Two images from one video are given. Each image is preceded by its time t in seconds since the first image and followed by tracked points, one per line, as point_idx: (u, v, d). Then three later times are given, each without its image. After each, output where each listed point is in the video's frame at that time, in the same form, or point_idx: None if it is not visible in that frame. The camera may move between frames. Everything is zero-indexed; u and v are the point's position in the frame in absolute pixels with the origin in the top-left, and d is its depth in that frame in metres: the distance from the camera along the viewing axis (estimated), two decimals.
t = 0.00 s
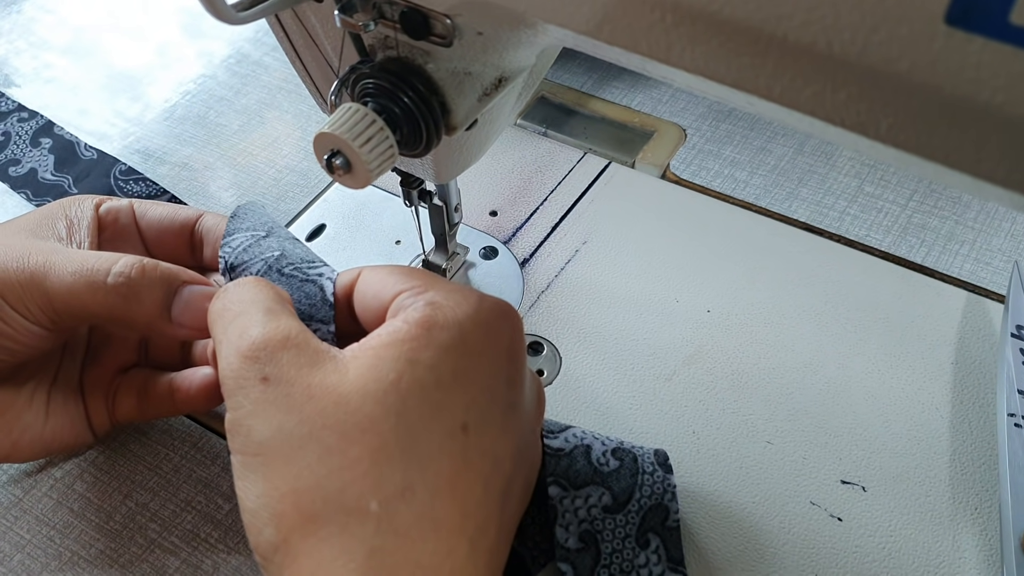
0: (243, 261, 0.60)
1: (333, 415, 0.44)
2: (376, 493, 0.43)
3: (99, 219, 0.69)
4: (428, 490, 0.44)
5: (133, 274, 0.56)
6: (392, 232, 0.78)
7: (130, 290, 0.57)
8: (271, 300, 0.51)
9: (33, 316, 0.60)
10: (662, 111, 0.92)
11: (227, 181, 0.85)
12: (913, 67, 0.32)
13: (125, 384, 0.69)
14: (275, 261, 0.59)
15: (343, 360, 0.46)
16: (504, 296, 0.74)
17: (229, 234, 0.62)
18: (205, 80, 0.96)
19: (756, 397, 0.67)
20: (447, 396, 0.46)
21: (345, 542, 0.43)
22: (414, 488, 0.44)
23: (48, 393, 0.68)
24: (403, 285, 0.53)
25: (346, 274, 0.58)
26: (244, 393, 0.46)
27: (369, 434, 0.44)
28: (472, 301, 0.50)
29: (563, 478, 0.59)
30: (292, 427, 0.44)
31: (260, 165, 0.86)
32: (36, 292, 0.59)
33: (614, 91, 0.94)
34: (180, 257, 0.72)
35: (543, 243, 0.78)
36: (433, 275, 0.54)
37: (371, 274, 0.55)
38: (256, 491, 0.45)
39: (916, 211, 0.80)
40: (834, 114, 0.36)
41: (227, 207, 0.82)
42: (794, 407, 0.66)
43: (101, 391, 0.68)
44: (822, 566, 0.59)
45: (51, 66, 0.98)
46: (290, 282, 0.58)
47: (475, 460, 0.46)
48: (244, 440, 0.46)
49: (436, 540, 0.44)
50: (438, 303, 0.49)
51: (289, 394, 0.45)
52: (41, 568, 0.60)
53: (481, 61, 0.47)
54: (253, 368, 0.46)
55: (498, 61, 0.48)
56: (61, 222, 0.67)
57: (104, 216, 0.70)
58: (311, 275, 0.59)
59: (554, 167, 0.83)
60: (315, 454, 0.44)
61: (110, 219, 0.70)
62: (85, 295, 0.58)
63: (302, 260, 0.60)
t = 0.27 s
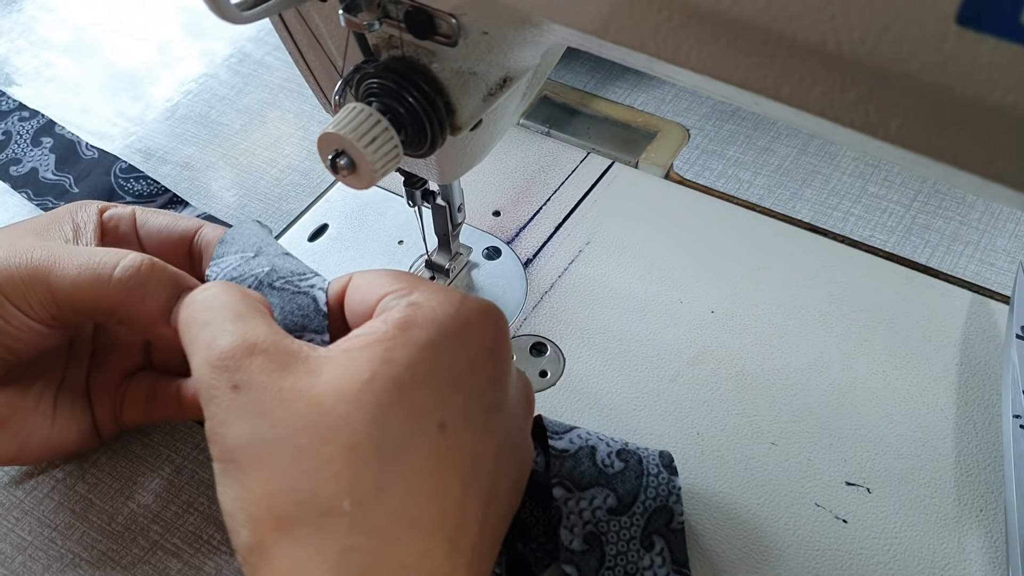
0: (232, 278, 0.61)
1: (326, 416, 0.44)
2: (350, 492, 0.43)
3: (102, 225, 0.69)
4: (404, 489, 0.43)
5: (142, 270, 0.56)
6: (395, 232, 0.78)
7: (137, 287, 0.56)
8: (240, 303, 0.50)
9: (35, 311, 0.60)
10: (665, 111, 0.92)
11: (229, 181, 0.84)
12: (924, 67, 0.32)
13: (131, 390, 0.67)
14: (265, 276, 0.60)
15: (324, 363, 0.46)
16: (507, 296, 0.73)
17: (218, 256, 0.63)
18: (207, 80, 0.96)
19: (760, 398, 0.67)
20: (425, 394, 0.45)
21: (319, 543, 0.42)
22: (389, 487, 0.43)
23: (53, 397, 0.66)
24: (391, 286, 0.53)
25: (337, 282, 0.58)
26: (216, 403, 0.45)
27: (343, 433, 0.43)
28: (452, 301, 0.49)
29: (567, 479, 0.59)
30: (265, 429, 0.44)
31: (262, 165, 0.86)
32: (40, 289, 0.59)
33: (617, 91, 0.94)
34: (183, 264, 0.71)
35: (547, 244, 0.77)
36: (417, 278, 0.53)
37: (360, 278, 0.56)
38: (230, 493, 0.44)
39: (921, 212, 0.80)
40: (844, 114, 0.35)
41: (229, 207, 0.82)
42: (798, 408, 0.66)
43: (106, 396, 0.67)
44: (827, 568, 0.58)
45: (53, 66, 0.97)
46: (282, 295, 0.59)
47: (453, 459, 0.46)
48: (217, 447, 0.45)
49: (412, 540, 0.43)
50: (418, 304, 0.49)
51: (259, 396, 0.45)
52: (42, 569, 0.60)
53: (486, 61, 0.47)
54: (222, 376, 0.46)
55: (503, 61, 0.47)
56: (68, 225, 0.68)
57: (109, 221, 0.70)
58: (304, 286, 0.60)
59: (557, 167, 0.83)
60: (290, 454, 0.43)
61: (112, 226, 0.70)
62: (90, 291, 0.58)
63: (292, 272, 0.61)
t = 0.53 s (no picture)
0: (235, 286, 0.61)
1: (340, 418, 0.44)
2: (364, 494, 0.42)
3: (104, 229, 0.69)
4: (417, 491, 0.43)
5: (146, 274, 0.56)
6: (400, 232, 0.77)
7: (141, 291, 0.57)
8: (244, 307, 0.49)
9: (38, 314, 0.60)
10: (670, 110, 0.91)
11: (233, 180, 0.84)
12: (941, 68, 0.32)
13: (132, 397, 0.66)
14: (268, 286, 0.60)
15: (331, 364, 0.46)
16: (513, 297, 0.73)
17: (219, 262, 0.63)
18: (210, 78, 0.95)
19: (768, 400, 0.66)
20: (436, 395, 0.45)
21: (334, 544, 0.42)
22: (402, 489, 0.43)
23: (56, 401, 0.66)
24: (397, 293, 0.52)
25: (342, 291, 0.58)
26: (225, 407, 0.45)
27: (355, 434, 0.43)
28: (462, 302, 0.49)
29: (576, 481, 0.58)
30: (276, 430, 0.44)
31: (265, 165, 0.85)
32: (43, 292, 0.58)
33: (622, 90, 0.93)
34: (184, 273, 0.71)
35: (553, 243, 0.77)
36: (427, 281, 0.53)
37: (366, 285, 0.55)
38: (240, 499, 0.44)
39: (928, 212, 0.80)
40: (859, 116, 0.35)
41: (233, 207, 0.82)
42: (806, 409, 0.66)
43: (108, 401, 0.67)
44: (835, 570, 0.58)
45: (54, 64, 0.97)
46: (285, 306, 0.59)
47: (466, 461, 0.45)
48: (228, 452, 0.45)
49: (427, 543, 0.43)
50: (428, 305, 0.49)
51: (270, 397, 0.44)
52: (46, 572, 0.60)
53: (495, 60, 0.47)
54: (230, 379, 0.45)
55: (512, 60, 0.47)
56: (71, 228, 0.68)
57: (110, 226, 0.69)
58: (308, 297, 0.59)
59: (562, 167, 0.83)
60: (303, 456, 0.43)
61: (113, 231, 0.69)
62: (94, 294, 0.57)
63: (296, 282, 0.60)
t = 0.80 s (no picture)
0: (257, 270, 0.60)
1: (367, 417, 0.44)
2: (419, 497, 0.42)
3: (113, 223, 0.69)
4: (467, 492, 0.43)
5: (155, 261, 0.56)
6: (409, 232, 0.77)
7: (151, 279, 0.56)
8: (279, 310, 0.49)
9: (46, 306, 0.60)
10: (678, 110, 0.91)
11: (241, 179, 0.84)
12: (967, 70, 0.32)
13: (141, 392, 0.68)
14: (289, 275, 0.60)
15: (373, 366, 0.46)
16: (523, 297, 0.73)
17: (248, 244, 0.63)
18: (217, 78, 0.95)
19: (779, 401, 0.66)
20: (481, 398, 0.45)
21: (387, 548, 0.42)
22: (453, 492, 0.43)
23: (64, 398, 0.66)
24: (425, 297, 0.53)
25: (361, 291, 0.57)
26: (271, 409, 0.45)
27: (404, 437, 0.43)
28: (499, 305, 0.50)
29: (588, 482, 0.58)
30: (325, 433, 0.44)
31: (274, 164, 0.85)
32: (52, 283, 0.59)
33: (630, 90, 0.93)
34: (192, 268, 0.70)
35: (563, 244, 0.77)
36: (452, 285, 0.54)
37: (391, 288, 0.55)
38: (290, 502, 0.44)
39: (938, 213, 0.80)
40: (883, 118, 0.35)
41: (241, 207, 0.81)
42: (818, 410, 0.66)
43: (117, 398, 0.67)
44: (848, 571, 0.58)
45: (61, 64, 0.97)
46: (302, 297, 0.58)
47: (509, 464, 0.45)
48: (274, 455, 0.44)
49: (477, 545, 0.43)
50: (465, 307, 0.49)
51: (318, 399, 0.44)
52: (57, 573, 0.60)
53: (511, 60, 0.47)
54: (276, 382, 0.45)
55: (529, 60, 0.47)
56: (79, 222, 0.68)
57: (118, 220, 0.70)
58: (325, 292, 0.59)
59: (571, 167, 0.83)
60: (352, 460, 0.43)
61: (121, 227, 0.69)
62: (105, 283, 0.57)
63: (317, 276, 0.60)
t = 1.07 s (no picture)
0: (282, 278, 0.61)
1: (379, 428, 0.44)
2: (427, 506, 0.43)
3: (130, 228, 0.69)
4: (475, 502, 0.44)
5: (149, 265, 0.56)
6: (414, 238, 0.77)
7: (150, 283, 0.56)
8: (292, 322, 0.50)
9: (48, 313, 0.60)
10: (681, 116, 0.92)
11: (247, 185, 0.84)
12: (975, 90, 0.32)
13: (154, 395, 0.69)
14: (313, 283, 0.60)
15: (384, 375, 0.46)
16: (528, 304, 0.73)
17: (278, 257, 0.63)
18: (222, 83, 0.95)
19: (783, 407, 0.67)
20: (491, 406, 0.46)
21: (398, 557, 0.43)
22: (462, 501, 0.43)
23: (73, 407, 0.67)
24: (439, 305, 0.53)
25: (376, 302, 0.58)
26: (283, 421, 0.46)
27: (414, 447, 0.44)
28: (508, 313, 0.50)
29: (594, 489, 0.59)
30: (336, 443, 0.44)
31: (279, 170, 0.86)
32: (50, 290, 0.58)
33: (634, 96, 0.94)
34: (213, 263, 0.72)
35: (566, 250, 0.77)
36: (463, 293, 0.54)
37: (405, 297, 0.56)
38: (302, 511, 0.45)
39: (940, 219, 0.80)
40: (891, 135, 0.35)
41: (247, 213, 0.82)
42: (821, 416, 0.66)
43: (127, 402, 0.69)
44: None
45: (66, 69, 0.97)
46: (321, 303, 0.58)
47: (520, 472, 0.45)
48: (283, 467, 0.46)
49: (486, 554, 0.43)
50: (474, 315, 0.49)
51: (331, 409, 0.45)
52: None
53: (519, 73, 0.47)
54: (287, 397, 0.46)
55: (536, 73, 0.47)
56: (87, 227, 0.68)
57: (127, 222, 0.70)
58: (343, 299, 0.59)
59: (575, 173, 0.83)
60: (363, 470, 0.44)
61: (144, 232, 0.70)
62: (103, 289, 0.57)
63: (338, 285, 0.60)
